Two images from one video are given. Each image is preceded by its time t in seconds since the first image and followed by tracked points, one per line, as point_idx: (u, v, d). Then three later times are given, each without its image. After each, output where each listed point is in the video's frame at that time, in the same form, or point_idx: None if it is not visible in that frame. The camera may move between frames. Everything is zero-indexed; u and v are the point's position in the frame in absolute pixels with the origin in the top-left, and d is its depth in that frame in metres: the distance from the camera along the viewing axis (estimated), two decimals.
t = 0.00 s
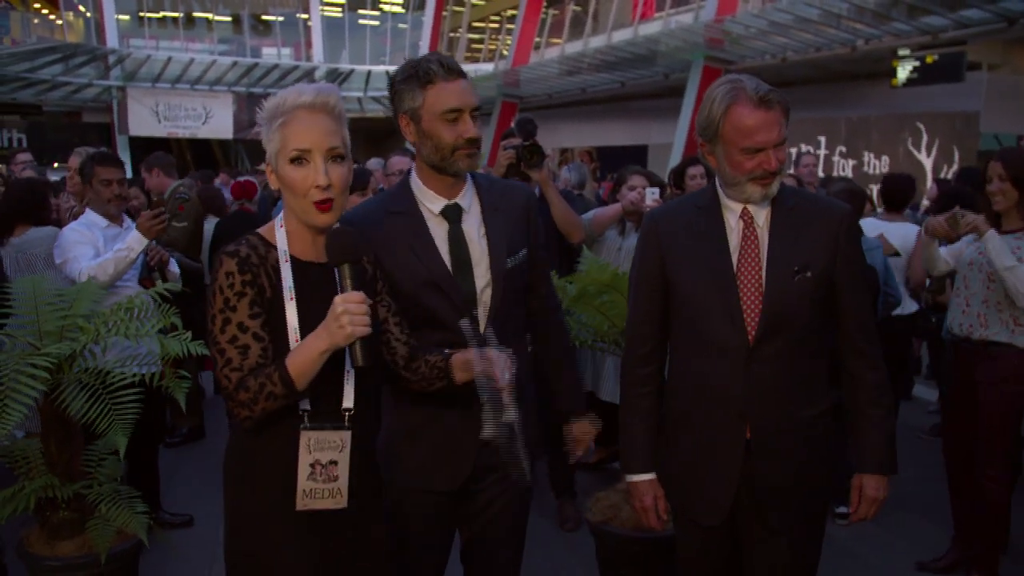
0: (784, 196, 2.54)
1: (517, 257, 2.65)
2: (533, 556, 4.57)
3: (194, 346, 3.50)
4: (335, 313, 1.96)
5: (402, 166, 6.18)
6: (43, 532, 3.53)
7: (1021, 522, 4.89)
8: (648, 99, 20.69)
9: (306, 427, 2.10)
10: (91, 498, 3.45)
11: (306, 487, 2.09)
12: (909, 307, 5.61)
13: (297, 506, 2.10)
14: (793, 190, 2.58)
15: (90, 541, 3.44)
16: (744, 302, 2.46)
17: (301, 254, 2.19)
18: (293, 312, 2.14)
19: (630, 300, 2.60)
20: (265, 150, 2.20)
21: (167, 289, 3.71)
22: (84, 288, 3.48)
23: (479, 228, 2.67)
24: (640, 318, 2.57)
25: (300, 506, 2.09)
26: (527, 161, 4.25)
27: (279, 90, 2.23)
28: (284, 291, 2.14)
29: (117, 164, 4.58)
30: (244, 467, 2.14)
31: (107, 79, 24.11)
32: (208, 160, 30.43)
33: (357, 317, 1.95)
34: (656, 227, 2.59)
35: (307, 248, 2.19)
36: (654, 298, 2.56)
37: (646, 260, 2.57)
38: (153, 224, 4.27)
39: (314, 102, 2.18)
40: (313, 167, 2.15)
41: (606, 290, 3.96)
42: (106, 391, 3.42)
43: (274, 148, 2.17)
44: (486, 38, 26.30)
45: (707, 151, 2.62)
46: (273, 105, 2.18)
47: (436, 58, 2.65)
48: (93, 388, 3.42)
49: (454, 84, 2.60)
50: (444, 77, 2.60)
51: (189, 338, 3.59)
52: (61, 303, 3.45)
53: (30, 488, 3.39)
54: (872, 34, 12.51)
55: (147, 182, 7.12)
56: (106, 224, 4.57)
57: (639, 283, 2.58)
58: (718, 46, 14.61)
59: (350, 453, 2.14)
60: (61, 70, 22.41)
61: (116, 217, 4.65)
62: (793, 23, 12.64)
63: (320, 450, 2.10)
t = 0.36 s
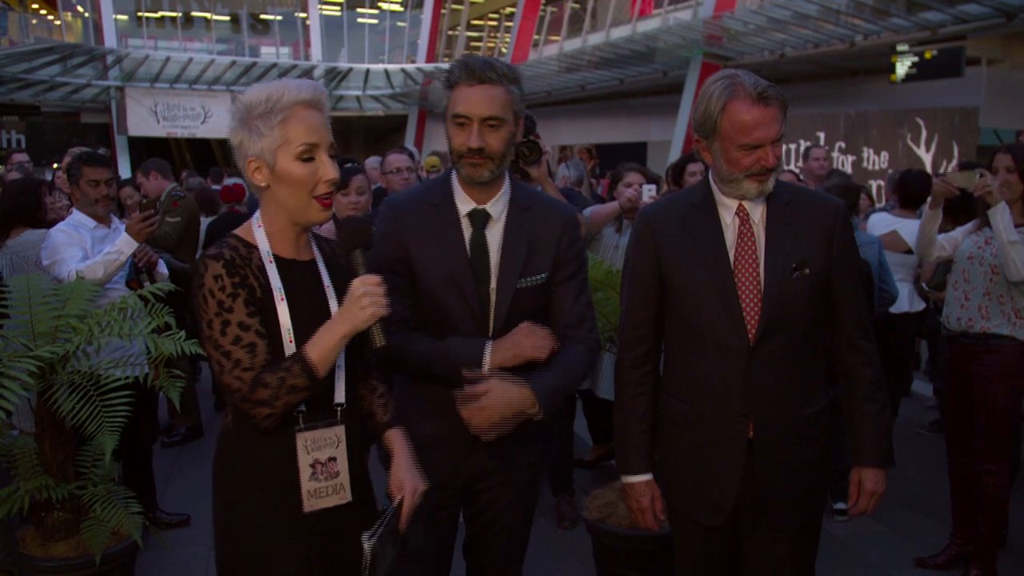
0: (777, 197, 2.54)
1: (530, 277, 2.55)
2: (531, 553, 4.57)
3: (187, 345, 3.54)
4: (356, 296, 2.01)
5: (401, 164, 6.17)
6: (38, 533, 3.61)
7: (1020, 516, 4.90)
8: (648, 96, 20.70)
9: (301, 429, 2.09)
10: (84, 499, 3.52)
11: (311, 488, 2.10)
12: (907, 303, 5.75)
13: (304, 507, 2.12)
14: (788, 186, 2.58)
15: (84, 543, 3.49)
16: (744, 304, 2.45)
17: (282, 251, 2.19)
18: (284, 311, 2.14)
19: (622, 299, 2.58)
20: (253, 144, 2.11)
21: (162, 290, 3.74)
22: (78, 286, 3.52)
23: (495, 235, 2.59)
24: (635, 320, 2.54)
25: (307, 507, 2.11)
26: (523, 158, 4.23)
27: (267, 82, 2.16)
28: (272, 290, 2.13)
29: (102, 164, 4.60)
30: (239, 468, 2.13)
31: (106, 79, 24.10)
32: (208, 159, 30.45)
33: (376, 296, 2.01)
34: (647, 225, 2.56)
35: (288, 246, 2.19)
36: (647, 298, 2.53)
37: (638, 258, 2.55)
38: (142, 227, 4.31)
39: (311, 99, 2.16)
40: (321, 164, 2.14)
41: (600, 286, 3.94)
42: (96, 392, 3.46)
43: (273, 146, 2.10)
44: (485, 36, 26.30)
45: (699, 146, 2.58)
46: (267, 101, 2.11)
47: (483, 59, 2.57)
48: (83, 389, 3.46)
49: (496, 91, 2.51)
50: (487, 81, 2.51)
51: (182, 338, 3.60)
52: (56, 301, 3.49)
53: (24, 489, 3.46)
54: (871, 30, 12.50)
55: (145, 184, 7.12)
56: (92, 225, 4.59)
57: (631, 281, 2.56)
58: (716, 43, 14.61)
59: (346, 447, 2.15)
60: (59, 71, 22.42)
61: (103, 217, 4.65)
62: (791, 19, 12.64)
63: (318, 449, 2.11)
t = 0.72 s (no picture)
0: (792, 198, 2.52)
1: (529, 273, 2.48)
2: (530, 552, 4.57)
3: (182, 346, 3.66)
4: (391, 281, 2.16)
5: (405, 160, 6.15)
6: (35, 533, 3.78)
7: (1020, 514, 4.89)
8: (649, 93, 20.69)
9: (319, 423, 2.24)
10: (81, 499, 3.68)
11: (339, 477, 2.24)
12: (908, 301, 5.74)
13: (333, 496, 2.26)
14: (801, 187, 2.56)
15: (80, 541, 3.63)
16: (765, 304, 2.39)
17: (267, 248, 2.23)
18: (293, 311, 2.19)
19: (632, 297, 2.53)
20: (257, 145, 2.09)
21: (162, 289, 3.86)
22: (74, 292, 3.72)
23: (501, 227, 2.53)
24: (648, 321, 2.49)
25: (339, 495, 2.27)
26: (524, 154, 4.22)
27: (255, 77, 2.11)
28: (279, 290, 2.16)
29: (96, 163, 4.60)
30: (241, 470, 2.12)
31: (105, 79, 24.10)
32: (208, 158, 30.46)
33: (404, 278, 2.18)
34: (659, 224, 2.52)
35: (267, 242, 2.22)
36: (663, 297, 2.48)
37: (649, 256, 2.50)
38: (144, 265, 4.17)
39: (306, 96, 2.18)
40: (320, 158, 2.22)
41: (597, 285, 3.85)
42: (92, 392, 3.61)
43: (287, 144, 2.12)
44: (485, 33, 26.27)
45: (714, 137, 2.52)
46: (271, 98, 2.09)
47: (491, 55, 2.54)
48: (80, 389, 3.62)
49: (495, 84, 2.47)
50: (490, 75, 2.49)
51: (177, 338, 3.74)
52: (55, 303, 3.67)
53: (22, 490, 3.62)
54: (871, 26, 12.49)
55: (144, 184, 7.14)
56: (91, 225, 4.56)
57: (643, 278, 2.51)
58: (717, 40, 14.60)
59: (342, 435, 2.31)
60: (59, 70, 22.43)
61: (100, 216, 4.63)
62: (791, 16, 12.62)
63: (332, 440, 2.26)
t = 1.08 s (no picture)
0: (828, 200, 2.47)
1: (517, 271, 2.47)
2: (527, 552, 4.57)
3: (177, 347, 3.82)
4: (386, 280, 2.20)
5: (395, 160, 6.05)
6: (32, 535, 3.95)
7: (1019, 513, 4.88)
8: (648, 93, 20.68)
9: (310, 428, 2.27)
10: (76, 500, 3.85)
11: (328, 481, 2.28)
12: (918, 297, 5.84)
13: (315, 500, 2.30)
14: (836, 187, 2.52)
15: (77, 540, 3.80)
16: (804, 304, 2.35)
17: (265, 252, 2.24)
18: (294, 319, 2.23)
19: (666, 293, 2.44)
20: (271, 146, 2.10)
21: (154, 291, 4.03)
22: (71, 293, 3.90)
23: (490, 226, 2.51)
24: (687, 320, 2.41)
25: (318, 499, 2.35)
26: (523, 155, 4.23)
27: (270, 79, 2.11)
28: (281, 295, 2.18)
29: (93, 164, 4.60)
30: (229, 475, 2.13)
31: (104, 81, 24.06)
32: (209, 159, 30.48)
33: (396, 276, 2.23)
34: (693, 222, 2.44)
35: (266, 246, 2.22)
36: (698, 294, 2.41)
37: (685, 253, 2.42)
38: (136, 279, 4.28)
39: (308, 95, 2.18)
40: (322, 162, 2.23)
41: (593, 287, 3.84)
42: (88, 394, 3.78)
43: (298, 149, 2.14)
44: (484, 34, 26.28)
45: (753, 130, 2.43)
46: (282, 101, 2.10)
47: (493, 48, 2.52)
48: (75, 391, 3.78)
49: (473, 73, 2.47)
50: (470, 65, 2.48)
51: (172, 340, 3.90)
52: (53, 303, 3.86)
53: (18, 492, 3.79)
54: (871, 26, 12.47)
55: (140, 186, 7.16)
56: (85, 226, 4.56)
57: (678, 275, 2.43)
58: (716, 39, 14.58)
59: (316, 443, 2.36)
60: (59, 72, 22.46)
61: (96, 218, 4.63)
62: (790, 15, 12.60)
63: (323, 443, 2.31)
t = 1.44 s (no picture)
0: (870, 206, 2.40)
1: (524, 276, 2.20)
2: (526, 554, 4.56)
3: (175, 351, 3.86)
4: (392, 289, 2.19)
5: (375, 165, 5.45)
6: (31, 540, 4.04)
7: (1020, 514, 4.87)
8: (647, 94, 20.69)
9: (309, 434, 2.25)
10: (75, 505, 3.94)
11: (321, 488, 2.28)
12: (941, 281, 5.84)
13: (318, 509, 2.28)
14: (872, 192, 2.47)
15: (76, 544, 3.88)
16: (849, 304, 2.27)
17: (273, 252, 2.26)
18: (299, 314, 2.25)
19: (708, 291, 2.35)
20: (262, 145, 2.12)
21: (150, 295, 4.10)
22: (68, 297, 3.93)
23: (501, 230, 2.28)
24: (731, 318, 2.31)
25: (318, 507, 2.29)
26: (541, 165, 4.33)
27: (263, 80, 2.15)
28: (286, 294, 2.21)
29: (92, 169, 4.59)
30: (231, 468, 2.15)
31: (104, 85, 24.03)
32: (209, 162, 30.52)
33: (405, 286, 2.22)
34: (732, 220, 2.36)
35: (277, 245, 2.28)
36: (739, 292, 2.31)
37: (731, 251, 2.33)
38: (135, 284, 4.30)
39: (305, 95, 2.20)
40: (328, 162, 2.25)
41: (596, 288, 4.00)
42: (86, 399, 3.82)
43: (287, 148, 2.14)
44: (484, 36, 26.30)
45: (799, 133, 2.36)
46: (271, 100, 2.13)
47: (509, 37, 2.27)
48: (73, 396, 3.82)
49: (476, 69, 2.22)
50: (476, 61, 2.25)
51: (170, 344, 3.94)
52: (49, 309, 3.88)
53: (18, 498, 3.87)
54: (870, 26, 12.47)
55: (138, 190, 7.18)
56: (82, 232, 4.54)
57: (720, 272, 2.33)
58: (715, 40, 14.58)
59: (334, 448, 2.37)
60: (59, 76, 22.50)
61: (93, 223, 4.63)
62: (789, 16, 12.60)
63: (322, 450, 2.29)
